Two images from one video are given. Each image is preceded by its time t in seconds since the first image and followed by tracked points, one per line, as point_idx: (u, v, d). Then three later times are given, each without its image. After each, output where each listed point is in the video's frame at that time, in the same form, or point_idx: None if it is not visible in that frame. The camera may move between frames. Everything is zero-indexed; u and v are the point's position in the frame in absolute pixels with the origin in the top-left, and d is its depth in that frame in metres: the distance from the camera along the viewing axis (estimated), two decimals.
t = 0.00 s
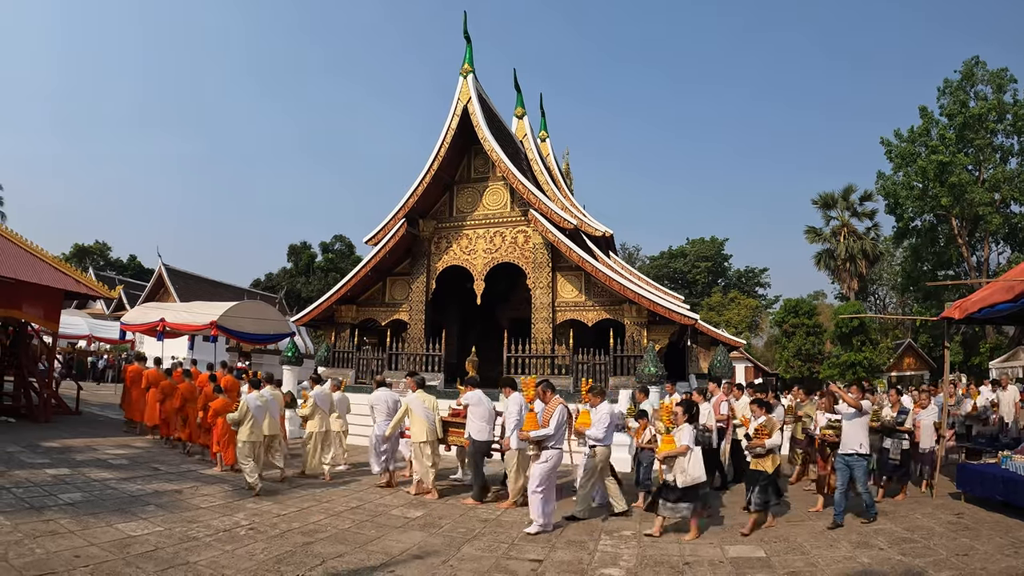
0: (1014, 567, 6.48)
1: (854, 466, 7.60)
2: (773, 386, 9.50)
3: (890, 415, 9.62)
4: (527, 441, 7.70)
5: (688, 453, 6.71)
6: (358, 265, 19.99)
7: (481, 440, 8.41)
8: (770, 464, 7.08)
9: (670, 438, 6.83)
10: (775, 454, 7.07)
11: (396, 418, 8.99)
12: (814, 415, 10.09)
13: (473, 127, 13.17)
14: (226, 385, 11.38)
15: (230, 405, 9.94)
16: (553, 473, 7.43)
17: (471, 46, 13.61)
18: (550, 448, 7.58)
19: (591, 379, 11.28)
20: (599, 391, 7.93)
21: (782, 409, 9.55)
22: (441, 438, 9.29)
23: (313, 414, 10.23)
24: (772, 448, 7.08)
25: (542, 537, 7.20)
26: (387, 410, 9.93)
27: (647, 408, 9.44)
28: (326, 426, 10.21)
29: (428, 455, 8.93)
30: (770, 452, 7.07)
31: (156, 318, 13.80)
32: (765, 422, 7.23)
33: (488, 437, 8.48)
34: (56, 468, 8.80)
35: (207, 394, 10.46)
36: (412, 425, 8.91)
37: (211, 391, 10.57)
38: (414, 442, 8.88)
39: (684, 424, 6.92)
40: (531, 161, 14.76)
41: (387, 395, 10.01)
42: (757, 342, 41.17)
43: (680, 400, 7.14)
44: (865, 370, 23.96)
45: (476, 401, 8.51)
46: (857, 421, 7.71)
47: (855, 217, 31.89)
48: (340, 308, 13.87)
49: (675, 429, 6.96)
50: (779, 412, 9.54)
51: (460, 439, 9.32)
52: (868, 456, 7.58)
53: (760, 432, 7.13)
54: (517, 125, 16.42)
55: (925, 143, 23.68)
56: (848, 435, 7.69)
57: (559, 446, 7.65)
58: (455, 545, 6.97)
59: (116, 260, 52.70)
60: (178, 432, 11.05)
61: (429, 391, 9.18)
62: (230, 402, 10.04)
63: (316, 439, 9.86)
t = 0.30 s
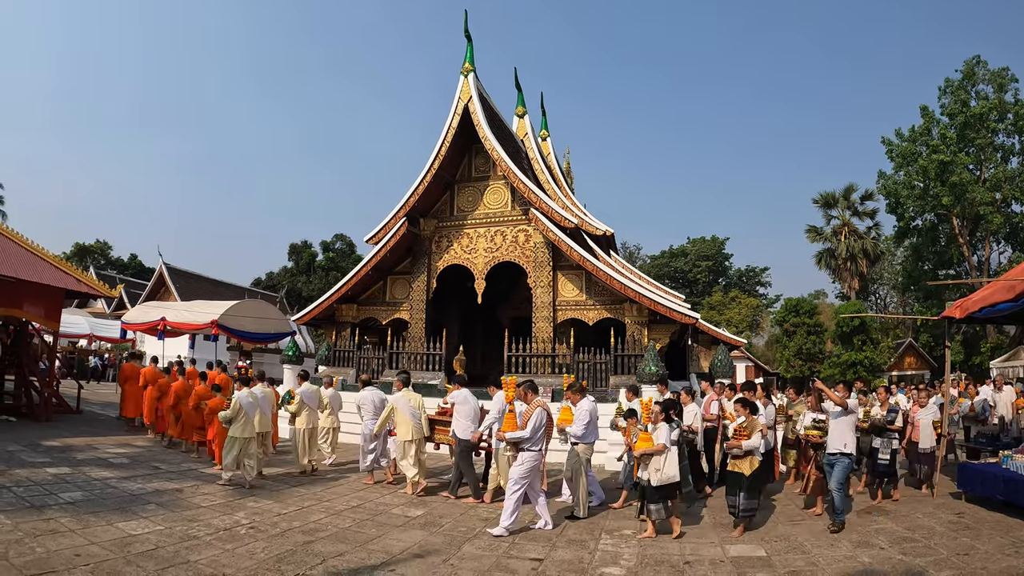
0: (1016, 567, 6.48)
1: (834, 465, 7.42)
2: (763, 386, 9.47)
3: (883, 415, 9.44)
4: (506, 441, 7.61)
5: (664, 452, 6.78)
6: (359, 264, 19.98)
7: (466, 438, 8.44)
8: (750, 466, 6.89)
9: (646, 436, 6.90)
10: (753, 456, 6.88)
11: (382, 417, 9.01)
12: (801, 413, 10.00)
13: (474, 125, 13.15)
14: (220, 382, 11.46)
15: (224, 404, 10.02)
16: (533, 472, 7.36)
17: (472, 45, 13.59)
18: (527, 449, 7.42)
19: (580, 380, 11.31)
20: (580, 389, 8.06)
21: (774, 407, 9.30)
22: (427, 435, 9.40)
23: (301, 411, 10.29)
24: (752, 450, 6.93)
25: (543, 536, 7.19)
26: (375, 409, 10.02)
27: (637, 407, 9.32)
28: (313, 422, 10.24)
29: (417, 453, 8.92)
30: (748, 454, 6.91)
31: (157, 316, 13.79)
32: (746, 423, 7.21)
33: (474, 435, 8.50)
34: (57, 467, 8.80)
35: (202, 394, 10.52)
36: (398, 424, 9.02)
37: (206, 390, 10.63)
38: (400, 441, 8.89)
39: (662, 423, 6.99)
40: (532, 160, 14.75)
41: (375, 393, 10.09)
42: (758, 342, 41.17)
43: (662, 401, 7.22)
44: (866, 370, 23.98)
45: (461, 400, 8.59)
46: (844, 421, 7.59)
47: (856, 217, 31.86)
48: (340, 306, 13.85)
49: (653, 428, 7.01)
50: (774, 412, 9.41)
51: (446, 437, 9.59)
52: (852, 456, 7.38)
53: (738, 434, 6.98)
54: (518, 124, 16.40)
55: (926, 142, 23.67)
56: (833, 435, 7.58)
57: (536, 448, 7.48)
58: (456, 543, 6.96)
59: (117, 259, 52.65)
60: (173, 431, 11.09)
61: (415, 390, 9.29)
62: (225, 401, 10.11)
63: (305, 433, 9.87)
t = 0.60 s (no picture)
0: (1016, 567, 6.47)
1: (821, 471, 7.33)
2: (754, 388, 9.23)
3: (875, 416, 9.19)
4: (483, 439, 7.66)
5: (646, 452, 6.70)
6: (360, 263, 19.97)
7: (457, 435, 8.47)
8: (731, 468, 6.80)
9: (627, 437, 6.90)
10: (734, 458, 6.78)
11: (372, 417, 9.15)
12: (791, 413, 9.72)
13: (475, 124, 13.14)
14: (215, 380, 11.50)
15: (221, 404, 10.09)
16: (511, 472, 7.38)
17: (474, 44, 13.58)
18: (505, 447, 7.48)
19: (572, 380, 11.35)
20: (564, 389, 7.90)
21: (764, 407, 9.04)
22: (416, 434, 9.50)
23: (295, 410, 10.39)
24: (732, 452, 6.83)
25: (544, 536, 7.19)
26: (365, 408, 10.13)
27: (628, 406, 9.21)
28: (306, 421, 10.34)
29: (404, 451, 9.18)
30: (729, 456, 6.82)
31: (158, 315, 13.80)
32: (728, 425, 7.04)
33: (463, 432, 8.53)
34: (57, 466, 8.79)
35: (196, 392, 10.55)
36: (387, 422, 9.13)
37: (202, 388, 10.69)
38: (389, 438, 9.05)
39: (644, 423, 6.95)
40: (533, 160, 14.74)
41: (366, 393, 10.18)
42: (759, 341, 41.18)
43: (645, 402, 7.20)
44: (866, 369, 24.01)
45: (452, 397, 8.48)
46: (832, 423, 7.40)
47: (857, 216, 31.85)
48: (341, 305, 13.83)
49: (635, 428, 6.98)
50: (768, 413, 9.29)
51: (435, 435, 9.64)
52: (839, 460, 7.24)
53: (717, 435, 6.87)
54: (519, 123, 16.38)
55: (927, 142, 23.66)
56: (821, 438, 7.39)
57: (515, 445, 7.54)
58: (456, 543, 6.96)
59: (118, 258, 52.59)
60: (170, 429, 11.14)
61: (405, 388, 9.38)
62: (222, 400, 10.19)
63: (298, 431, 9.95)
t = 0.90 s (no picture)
0: (1017, 567, 6.47)
1: (811, 473, 7.20)
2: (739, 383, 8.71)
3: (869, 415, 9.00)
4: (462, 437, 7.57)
5: (623, 449, 6.64)
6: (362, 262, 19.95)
7: (442, 434, 8.56)
8: (712, 466, 6.80)
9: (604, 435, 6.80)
10: (713, 456, 6.78)
11: (359, 412, 9.32)
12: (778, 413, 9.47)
13: (476, 122, 13.11)
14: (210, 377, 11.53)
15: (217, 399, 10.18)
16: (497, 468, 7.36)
17: (475, 42, 13.54)
18: (484, 447, 7.37)
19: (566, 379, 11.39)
20: (545, 385, 7.84)
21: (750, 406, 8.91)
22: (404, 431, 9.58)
23: (287, 406, 10.48)
24: (711, 449, 6.80)
25: (545, 534, 7.18)
26: (355, 404, 10.17)
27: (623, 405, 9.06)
28: (299, 418, 10.43)
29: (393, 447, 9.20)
30: (707, 454, 6.80)
31: (159, 314, 13.78)
32: (706, 422, 6.99)
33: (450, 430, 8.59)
34: (59, 464, 8.78)
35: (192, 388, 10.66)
36: (374, 417, 9.26)
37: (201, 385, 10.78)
38: (377, 434, 9.16)
39: (621, 420, 6.88)
40: (535, 159, 14.71)
41: (356, 390, 10.24)
42: (760, 340, 41.19)
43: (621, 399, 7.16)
44: (867, 368, 24.06)
45: (439, 396, 8.52)
46: (818, 423, 7.26)
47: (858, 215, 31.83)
48: (342, 303, 13.81)
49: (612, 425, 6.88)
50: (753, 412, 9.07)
51: (423, 432, 9.75)
52: (827, 460, 7.10)
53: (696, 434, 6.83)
54: (521, 121, 16.34)
55: (928, 141, 23.65)
56: (808, 437, 7.25)
57: (494, 443, 7.39)
58: (457, 541, 6.96)
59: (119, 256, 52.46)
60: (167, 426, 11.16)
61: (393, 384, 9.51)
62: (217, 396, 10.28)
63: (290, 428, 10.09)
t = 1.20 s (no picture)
0: (1018, 565, 6.48)
1: (796, 476, 6.64)
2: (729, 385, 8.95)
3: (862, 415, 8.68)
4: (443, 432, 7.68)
5: (605, 447, 6.63)
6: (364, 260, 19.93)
7: (426, 431, 8.48)
8: (696, 467, 6.55)
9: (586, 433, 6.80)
10: (695, 456, 6.56)
11: (349, 408, 9.28)
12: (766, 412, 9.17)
13: (478, 120, 13.06)
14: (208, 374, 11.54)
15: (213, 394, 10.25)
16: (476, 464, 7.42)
17: (477, 39, 13.49)
18: (465, 441, 7.49)
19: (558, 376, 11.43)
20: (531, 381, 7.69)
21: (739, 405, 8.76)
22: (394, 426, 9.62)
23: (282, 401, 10.43)
24: (693, 450, 6.59)
25: (547, 531, 7.19)
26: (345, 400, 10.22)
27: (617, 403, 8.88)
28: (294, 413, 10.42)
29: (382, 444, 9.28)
30: (689, 455, 6.58)
31: (160, 311, 13.76)
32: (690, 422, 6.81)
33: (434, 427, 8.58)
34: (60, 461, 8.77)
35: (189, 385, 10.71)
36: (364, 415, 9.23)
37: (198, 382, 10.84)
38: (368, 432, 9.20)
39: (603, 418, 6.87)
40: (537, 156, 14.66)
41: (347, 385, 10.27)
42: (761, 337, 41.25)
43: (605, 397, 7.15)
44: (869, 366, 24.09)
45: (423, 392, 8.50)
46: (805, 423, 6.73)
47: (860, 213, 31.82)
48: (344, 301, 13.78)
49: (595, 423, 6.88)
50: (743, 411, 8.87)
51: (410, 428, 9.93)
52: (814, 465, 6.57)
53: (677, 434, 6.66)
54: (522, 119, 16.28)
55: (931, 139, 23.61)
56: (793, 438, 6.73)
57: (474, 439, 7.54)
58: (459, 538, 6.96)
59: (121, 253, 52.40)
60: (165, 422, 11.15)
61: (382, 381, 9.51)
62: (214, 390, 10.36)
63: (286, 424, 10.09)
